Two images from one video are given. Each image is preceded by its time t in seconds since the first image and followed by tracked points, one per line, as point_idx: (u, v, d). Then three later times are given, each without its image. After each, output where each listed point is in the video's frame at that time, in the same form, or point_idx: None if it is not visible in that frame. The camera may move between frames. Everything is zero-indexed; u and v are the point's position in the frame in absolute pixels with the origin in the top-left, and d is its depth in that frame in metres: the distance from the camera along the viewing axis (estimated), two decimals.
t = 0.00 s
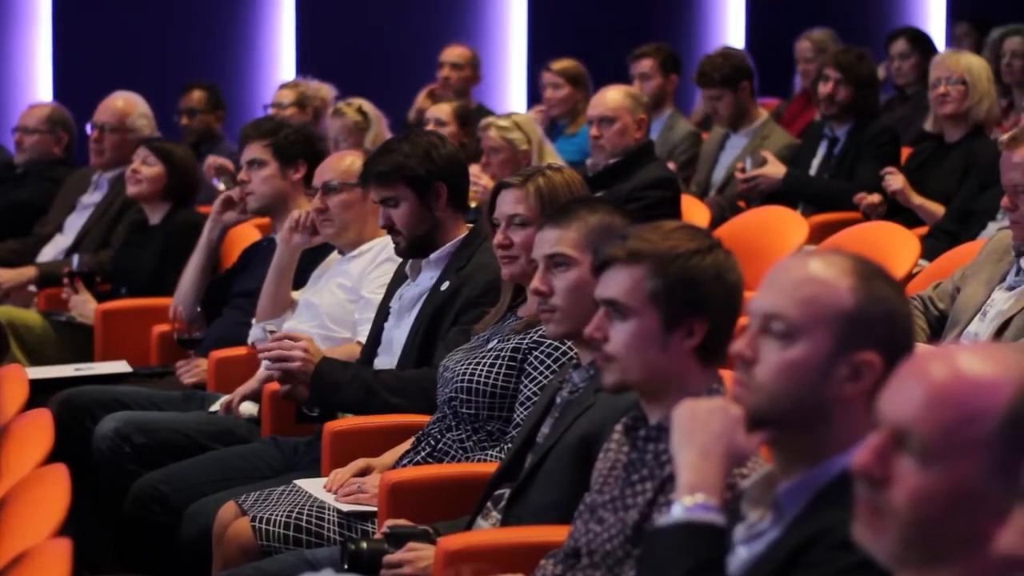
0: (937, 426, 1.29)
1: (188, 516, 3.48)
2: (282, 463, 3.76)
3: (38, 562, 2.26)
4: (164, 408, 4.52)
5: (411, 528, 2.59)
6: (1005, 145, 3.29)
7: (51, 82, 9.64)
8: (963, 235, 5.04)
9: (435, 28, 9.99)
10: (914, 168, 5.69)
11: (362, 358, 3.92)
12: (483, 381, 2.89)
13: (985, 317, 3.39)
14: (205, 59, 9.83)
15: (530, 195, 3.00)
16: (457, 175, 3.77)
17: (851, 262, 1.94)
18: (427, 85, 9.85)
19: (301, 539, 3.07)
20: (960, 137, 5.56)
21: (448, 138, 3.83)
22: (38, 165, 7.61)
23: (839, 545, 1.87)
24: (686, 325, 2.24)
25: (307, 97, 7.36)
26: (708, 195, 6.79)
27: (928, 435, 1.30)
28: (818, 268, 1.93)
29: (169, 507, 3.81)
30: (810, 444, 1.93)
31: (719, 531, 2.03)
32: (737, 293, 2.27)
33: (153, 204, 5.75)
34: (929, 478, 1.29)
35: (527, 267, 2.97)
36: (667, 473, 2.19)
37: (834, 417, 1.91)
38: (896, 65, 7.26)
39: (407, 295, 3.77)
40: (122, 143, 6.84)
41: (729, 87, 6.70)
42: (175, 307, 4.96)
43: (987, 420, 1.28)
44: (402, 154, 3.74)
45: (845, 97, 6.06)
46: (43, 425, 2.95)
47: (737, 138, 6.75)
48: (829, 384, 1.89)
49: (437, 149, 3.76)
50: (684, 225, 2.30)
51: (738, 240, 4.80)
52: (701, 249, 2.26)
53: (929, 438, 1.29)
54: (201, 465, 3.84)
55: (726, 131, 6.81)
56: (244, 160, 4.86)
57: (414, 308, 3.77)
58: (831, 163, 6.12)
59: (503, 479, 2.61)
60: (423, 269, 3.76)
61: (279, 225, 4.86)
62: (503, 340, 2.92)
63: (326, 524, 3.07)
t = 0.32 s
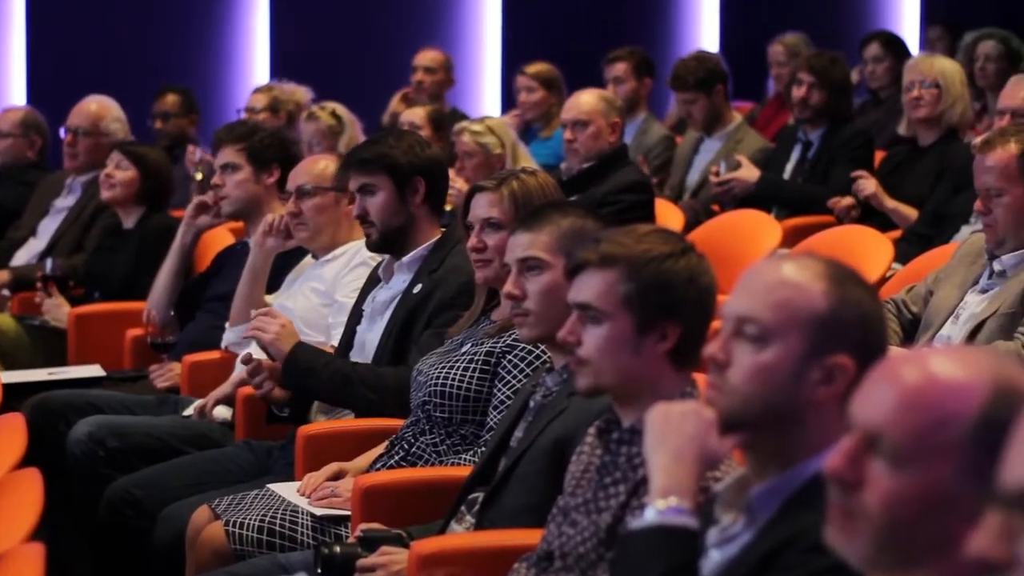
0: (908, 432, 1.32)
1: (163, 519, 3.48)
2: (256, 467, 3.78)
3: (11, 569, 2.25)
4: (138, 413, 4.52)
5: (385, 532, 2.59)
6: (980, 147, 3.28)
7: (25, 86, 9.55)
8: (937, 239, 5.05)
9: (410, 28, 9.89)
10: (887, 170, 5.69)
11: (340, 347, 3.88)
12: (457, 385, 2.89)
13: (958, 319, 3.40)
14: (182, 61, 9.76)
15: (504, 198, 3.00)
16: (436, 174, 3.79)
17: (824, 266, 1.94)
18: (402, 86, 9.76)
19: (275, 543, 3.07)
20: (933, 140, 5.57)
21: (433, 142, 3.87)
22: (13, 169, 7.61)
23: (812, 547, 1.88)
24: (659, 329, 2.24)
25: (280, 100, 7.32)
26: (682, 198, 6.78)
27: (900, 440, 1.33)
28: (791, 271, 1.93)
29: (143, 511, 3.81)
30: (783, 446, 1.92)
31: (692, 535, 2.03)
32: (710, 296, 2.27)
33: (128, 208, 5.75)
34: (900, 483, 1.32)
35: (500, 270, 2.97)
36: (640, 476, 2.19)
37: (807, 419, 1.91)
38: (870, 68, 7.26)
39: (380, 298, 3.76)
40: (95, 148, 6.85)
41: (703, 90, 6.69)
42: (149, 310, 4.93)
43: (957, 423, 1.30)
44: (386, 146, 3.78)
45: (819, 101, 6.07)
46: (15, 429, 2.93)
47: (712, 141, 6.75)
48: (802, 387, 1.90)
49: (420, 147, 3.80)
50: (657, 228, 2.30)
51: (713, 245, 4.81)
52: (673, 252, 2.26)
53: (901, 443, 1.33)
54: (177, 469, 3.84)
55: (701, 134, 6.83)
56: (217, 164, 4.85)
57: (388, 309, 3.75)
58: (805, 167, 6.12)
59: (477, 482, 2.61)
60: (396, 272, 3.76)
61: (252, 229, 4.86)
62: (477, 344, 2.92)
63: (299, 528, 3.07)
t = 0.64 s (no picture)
0: (879, 433, 1.33)
1: (134, 524, 3.47)
2: (225, 472, 3.78)
3: None
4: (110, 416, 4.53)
5: (356, 536, 2.59)
6: (953, 151, 3.33)
7: None
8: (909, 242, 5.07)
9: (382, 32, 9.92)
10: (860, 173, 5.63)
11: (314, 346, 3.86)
12: (428, 388, 2.89)
13: (930, 322, 3.42)
14: (152, 64, 9.65)
15: (475, 202, 3.00)
16: (416, 178, 3.80)
17: (794, 268, 1.94)
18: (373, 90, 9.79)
19: (246, 547, 3.07)
20: (904, 145, 5.54)
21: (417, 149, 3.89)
22: None
23: (781, 551, 1.87)
24: (630, 332, 2.24)
25: (252, 104, 7.26)
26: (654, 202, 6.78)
27: (871, 443, 1.34)
28: (763, 274, 1.93)
29: (114, 514, 3.81)
30: (752, 450, 1.93)
31: (663, 538, 2.04)
32: (681, 300, 2.28)
33: (99, 212, 5.74)
34: (872, 485, 1.33)
35: (471, 273, 2.97)
36: (612, 479, 2.19)
37: (777, 421, 1.91)
38: (841, 72, 7.27)
39: (352, 301, 3.76)
40: (66, 151, 6.84)
41: (677, 94, 6.71)
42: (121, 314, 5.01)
43: (929, 425, 1.31)
44: (371, 145, 3.79)
45: (791, 104, 6.08)
46: None
47: (684, 145, 6.76)
48: (773, 392, 1.90)
49: (403, 151, 3.81)
50: (628, 232, 2.31)
51: (685, 249, 4.81)
52: (643, 256, 2.27)
53: (873, 445, 1.34)
54: (148, 471, 3.84)
55: (672, 138, 6.85)
56: (192, 164, 4.84)
57: (360, 312, 3.73)
58: (777, 170, 6.12)
59: (449, 486, 2.61)
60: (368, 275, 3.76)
61: (225, 232, 4.86)
62: (448, 347, 2.92)
63: (270, 532, 3.07)
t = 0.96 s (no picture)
0: (856, 438, 1.33)
1: (113, 528, 3.47)
2: (204, 476, 3.80)
3: None
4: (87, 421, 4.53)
5: (334, 540, 2.59)
6: (929, 155, 3.35)
7: None
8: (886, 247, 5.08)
9: (360, 31, 9.90)
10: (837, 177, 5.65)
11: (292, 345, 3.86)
12: (407, 392, 2.89)
13: (907, 326, 3.43)
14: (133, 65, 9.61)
15: (454, 206, 3.00)
16: (394, 181, 3.80)
17: (772, 273, 1.95)
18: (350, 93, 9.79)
19: (225, 551, 3.07)
20: (882, 149, 5.54)
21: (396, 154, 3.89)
22: None
23: (759, 556, 1.87)
24: (608, 336, 2.24)
25: (230, 109, 7.25)
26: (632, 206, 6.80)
27: (849, 448, 1.33)
28: (741, 278, 1.93)
29: (93, 519, 3.81)
30: (731, 454, 1.93)
31: (642, 542, 2.04)
32: (659, 304, 2.28)
33: (76, 216, 5.74)
34: (849, 489, 1.32)
35: (449, 278, 2.97)
36: (590, 484, 2.19)
37: (756, 425, 1.92)
38: (819, 77, 7.29)
39: (330, 306, 3.76)
40: (44, 155, 6.85)
41: (663, 96, 6.70)
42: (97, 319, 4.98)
43: (905, 430, 1.31)
44: (350, 148, 3.79)
45: (769, 109, 6.08)
46: None
47: (662, 149, 6.78)
48: (751, 396, 1.90)
49: (382, 154, 3.81)
50: (605, 236, 2.31)
51: (663, 255, 4.81)
52: (622, 260, 2.27)
53: (849, 449, 1.33)
54: (126, 476, 3.84)
55: (651, 141, 6.85)
56: (172, 168, 4.85)
57: (338, 317, 3.74)
58: (755, 174, 6.13)
59: (427, 490, 2.61)
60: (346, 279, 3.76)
61: (203, 236, 4.85)
62: (426, 351, 2.92)
63: (249, 536, 3.07)
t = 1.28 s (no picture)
0: (829, 439, 1.32)
1: (85, 530, 3.47)
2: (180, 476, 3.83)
3: None
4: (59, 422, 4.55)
5: (307, 542, 2.58)
6: (902, 157, 3.37)
7: None
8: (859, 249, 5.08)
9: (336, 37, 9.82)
10: (809, 180, 5.67)
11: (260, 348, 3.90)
12: (380, 394, 2.89)
13: (880, 328, 3.44)
14: (104, 66, 9.62)
15: (428, 208, 3.00)
16: (367, 182, 3.81)
17: (746, 275, 1.95)
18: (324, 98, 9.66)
19: (197, 554, 3.07)
20: (856, 151, 5.57)
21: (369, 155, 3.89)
22: None
23: (734, 556, 1.86)
24: (581, 338, 2.25)
25: (204, 111, 7.24)
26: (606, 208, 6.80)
27: (822, 449, 1.32)
28: (714, 280, 1.93)
29: (66, 521, 3.85)
30: (704, 455, 1.93)
31: (616, 544, 2.04)
32: (632, 306, 2.29)
33: (49, 218, 5.73)
34: (823, 489, 1.32)
35: (424, 279, 2.97)
36: (564, 485, 2.19)
37: (728, 426, 1.92)
38: (793, 79, 7.28)
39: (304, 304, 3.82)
40: (18, 157, 6.88)
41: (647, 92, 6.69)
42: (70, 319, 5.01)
43: (879, 431, 1.31)
44: (324, 150, 3.78)
45: (744, 112, 6.09)
46: None
47: (636, 150, 6.77)
48: (724, 398, 1.90)
49: (355, 154, 3.81)
50: (579, 237, 2.31)
51: (637, 257, 4.81)
52: (596, 262, 2.27)
53: (823, 450, 1.32)
54: (100, 480, 3.89)
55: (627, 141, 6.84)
56: (147, 168, 4.85)
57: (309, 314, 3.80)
58: (727, 176, 6.14)
59: (399, 491, 2.61)
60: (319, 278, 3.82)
61: (176, 238, 4.85)
62: (400, 352, 2.92)
63: (222, 538, 3.07)
